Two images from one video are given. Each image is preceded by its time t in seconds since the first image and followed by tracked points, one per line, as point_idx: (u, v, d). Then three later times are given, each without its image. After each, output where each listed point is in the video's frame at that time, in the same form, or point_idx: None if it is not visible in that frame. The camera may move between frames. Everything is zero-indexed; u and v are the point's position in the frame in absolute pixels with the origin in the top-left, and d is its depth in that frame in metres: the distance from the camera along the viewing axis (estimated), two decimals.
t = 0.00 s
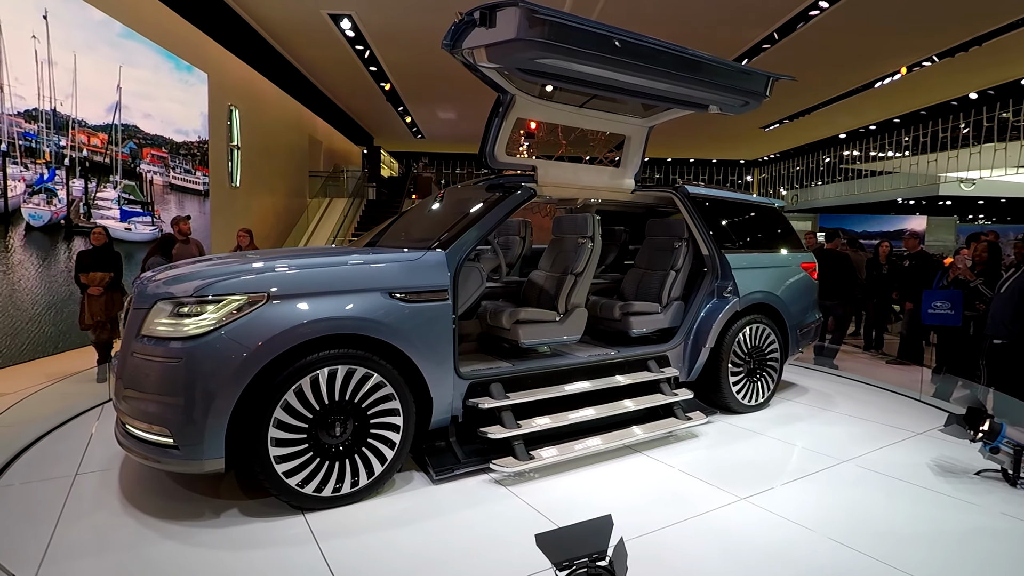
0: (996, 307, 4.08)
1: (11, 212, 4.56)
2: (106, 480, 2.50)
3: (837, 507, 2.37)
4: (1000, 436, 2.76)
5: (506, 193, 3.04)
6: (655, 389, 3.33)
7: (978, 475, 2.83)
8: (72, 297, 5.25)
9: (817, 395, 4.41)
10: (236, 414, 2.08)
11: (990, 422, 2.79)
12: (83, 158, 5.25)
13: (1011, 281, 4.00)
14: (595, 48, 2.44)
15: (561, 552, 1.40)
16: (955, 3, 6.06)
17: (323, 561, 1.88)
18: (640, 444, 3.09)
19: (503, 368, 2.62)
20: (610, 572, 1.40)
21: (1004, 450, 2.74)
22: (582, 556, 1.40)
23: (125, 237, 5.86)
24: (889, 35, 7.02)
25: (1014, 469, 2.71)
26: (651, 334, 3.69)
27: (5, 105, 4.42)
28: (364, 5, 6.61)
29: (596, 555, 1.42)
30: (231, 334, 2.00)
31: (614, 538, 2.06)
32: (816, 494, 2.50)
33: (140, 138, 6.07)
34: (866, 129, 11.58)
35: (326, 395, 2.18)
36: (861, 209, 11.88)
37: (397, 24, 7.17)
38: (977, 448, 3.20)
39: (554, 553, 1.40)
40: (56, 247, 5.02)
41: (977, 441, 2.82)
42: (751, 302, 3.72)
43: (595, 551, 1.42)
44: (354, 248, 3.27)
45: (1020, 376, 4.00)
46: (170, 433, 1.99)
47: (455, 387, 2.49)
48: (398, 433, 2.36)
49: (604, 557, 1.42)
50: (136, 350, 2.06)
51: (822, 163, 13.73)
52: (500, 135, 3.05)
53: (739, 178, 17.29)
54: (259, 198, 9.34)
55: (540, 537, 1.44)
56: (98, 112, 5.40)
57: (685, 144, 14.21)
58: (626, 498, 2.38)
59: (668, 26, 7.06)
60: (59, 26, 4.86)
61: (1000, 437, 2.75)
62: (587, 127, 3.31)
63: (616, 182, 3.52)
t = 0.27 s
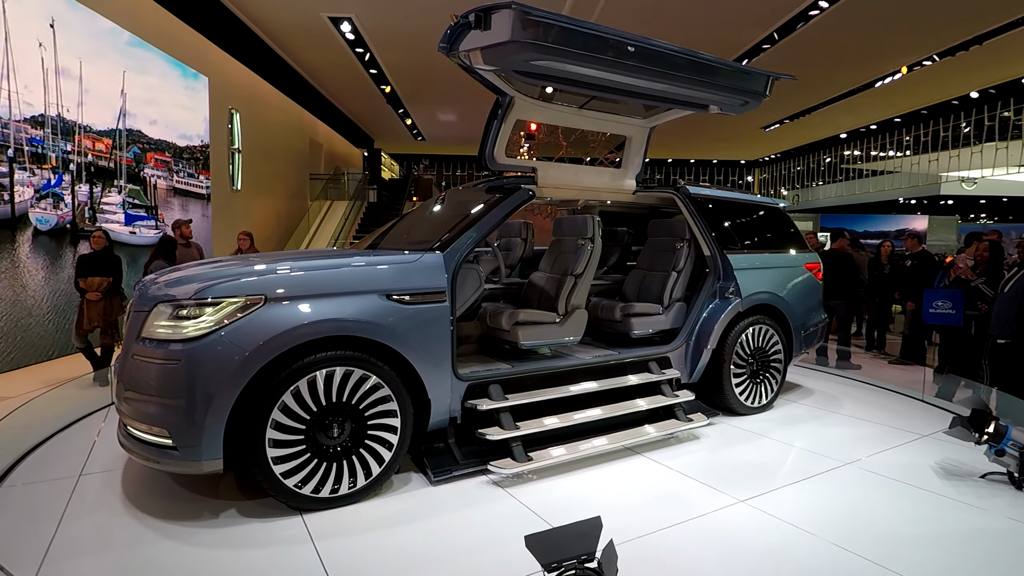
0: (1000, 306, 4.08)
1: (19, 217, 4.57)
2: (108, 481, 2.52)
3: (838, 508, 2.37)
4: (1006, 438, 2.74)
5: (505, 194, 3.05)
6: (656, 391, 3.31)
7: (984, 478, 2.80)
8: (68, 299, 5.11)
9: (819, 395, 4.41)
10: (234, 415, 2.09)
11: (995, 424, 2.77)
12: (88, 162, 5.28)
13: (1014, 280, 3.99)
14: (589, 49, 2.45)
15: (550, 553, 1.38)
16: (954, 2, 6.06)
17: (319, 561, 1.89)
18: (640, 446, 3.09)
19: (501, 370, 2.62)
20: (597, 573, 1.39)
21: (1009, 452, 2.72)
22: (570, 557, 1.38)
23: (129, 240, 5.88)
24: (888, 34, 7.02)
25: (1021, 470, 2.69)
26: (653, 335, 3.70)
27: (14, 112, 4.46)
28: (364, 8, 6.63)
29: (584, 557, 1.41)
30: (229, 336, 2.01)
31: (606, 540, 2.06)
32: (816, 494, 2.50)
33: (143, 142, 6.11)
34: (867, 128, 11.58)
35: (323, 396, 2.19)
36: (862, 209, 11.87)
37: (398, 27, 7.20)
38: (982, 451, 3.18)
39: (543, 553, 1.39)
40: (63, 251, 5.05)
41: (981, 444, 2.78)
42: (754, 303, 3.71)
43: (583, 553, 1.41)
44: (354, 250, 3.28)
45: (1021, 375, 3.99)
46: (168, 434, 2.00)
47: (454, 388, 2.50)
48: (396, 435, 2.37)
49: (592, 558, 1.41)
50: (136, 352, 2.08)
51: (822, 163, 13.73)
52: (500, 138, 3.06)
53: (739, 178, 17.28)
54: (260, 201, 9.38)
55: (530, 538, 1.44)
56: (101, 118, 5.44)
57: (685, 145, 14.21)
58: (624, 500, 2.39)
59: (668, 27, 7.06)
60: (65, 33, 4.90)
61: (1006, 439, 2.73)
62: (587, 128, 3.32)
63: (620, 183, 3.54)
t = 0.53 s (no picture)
0: (1002, 307, 4.07)
1: (24, 219, 4.59)
2: (109, 481, 2.53)
3: (836, 510, 2.37)
4: (1010, 442, 2.70)
5: (504, 196, 3.06)
6: (656, 393, 3.31)
7: (988, 482, 2.77)
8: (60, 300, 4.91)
9: (819, 397, 4.39)
10: (232, 416, 2.11)
11: (1000, 427, 2.72)
12: (93, 165, 5.32)
13: (1016, 281, 3.98)
14: (586, 51, 2.46)
15: (538, 553, 1.38)
16: (954, 4, 6.06)
17: (315, 561, 1.89)
18: (639, 448, 3.09)
19: (500, 371, 2.63)
20: (585, 574, 1.39)
21: (1013, 455, 2.68)
22: (557, 559, 1.38)
23: (133, 242, 5.90)
24: (889, 35, 7.02)
25: None
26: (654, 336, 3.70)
27: (21, 115, 4.48)
28: (365, 9, 6.65)
29: (572, 558, 1.40)
30: (227, 337, 2.03)
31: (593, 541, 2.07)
32: (814, 497, 2.49)
33: (147, 145, 6.18)
34: (868, 129, 11.57)
35: (320, 397, 2.20)
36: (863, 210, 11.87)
37: (398, 28, 7.22)
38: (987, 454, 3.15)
39: (531, 554, 1.38)
40: (67, 251, 5.07)
41: (985, 447, 2.76)
42: (756, 304, 3.70)
43: (571, 553, 1.40)
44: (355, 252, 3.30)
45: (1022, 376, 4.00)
46: (167, 434, 2.02)
47: (452, 389, 2.50)
48: (393, 435, 2.37)
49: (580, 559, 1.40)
50: (136, 352, 2.09)
51: (823, 164, 13.72)
52: (500, 140, 3.08)
53: (741, 179, 17.27)
54: (262, 203, 9.41)
55: (518, 540, 1.43)
56: (107, 122, 5.49)
57: (686, 146, 14.22)
58: (622, 502, 2.39)
59: (669, 29, 7.08)
60: (68, 36, 4.92)
61: (1010, 443, 2.69)
62: (589, 129, 3.31)
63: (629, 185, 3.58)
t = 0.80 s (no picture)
0: (1003, 313, 4.06)
1: (33, 215, 4.61)
2: (109, 476, 2.55)
3: (831, 516, 2.37)
4: (1011, 451, 2.65)
5: (505, 197, 3.07)
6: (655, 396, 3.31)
7: (988, 491, 2.74)
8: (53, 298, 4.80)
9: (818, 402, 4.38)
10: (228, 412, 2.12)
11: (1001, 436, 2.67)
12: (99, 162, 5.36)
13: (1016, 287, 3.97)
14: (585, 52, 2.46)
15: (524, 553, 1.37)
16: (958, 9, 6.06)
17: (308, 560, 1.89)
18: (637, 450, 3.09)
19: (498, 371, 2.63)
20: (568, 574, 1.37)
21: (1014, 465, 2.63)
22: (543, 559, 1.37)
23: (137, 239, 5.96)
24: (893, 40, 7.02)
25: None
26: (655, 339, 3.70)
27: (28, 113, 4.49)
28: (368, 9, 6.66)
29: (558, 559, 1.39)
30: (225, 335, 2.04)
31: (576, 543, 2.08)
32: (811, 502, 2.49)
33: (154, 142, 6.22)
34: (871, 134, 11.56)
35: (317, 395, 2.21)
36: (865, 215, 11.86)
37: (402, 28, 7.22)
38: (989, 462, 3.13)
39: (517, 554, 1.38)
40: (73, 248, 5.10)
41: (986, 456, 2.71)
42: (758, 308, 3.68)
43: (556, 554, 1.40)
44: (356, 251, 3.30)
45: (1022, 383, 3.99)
46: (164, 429, 2.03)
47: (449, 389, 2.51)
48: (389, 434, 2.38)
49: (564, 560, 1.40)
50: (136, 347, 2.11)
51: (826, 169, 13.71)
52: (501, 140, 3.09)
53: (743, 183, 17.27)
54: (264, 201, 9.43)
55: (505, 539, 1.42)
56: (114, 121, 5.54)
57: (689, 149, 14.22)
58: (617, 505, 2.39)
59: (673, 32, 7.08)
60: (78, 36, 4.98)
61: (1011, 452, 2.64)
62: (591, 131, 3.30)
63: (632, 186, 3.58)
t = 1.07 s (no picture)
0: (998, 317, 4.08)
1: (32, 212, 4.59)
2: (103, 473, 2.55)
3: (824, 519, 2.37)
4: (1006, 455, 2.68)
5: (500, 197, 3.07)
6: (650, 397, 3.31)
7: (984, 495, 2.74)
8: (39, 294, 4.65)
9: (814, 404, 4.39)
10: (220, 409, 2.12)
11: (995, 440, 2.71)
12: (98, 160, 5.37)
13: (1011, 291, 3.98)
14: (579, 52, 2.46)
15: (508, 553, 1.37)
16: (956, 14, 6.08)
17: (297, 559, 1.88)
18: (631, 452, 3.09)
19: (492, 371, 2.63)
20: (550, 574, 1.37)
21: (1009, 469, 2.66)
22: (524, 559, 1.37)
23: (136, 237, 5.98)
24: (892, 44, 7.04)
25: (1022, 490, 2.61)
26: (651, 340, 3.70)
27: (28, 111, 4.48)
28: (368, 7, 6.64)
29: (538, 559, 1.38)
30: (217, 332, 2.04)
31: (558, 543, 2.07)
32: (803, 505, 2.49)
33: (153, 141, 6.23)
34: (868, 138, 11.60)
35: (308, 393, 2.21)
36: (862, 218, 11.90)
37: (401, 27, 7.21)
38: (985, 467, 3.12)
39: (499, 554, 1.37)
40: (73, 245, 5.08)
41: (981, 460, 2.73)
42: (756, 310, 3.68)
43: (537, 554, 1.39)
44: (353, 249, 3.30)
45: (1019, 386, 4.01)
46: (156, 426, 2.03)
47: (442, 388, 2.50)
48: (381, 432, 2.38)
49: (545, 560, 1.39)
50: (130, 345, 2.11)
51: (823, 172, 13.75)
52: (499, 141, 3.09)
53: (740, 185, 17.30)
54: (262, 199, 9.41)
55: (487, 540, 1.41)
56: (113, 118, 5.54)
57: (687, 151, 14.24)
58: (610, 506, 2.39)
59: (672, 34, 7.09)
60: (79, 34, 4.98)
61: (1006, 456, 2.67)
62: (590, 131, 3.30)
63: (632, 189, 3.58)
